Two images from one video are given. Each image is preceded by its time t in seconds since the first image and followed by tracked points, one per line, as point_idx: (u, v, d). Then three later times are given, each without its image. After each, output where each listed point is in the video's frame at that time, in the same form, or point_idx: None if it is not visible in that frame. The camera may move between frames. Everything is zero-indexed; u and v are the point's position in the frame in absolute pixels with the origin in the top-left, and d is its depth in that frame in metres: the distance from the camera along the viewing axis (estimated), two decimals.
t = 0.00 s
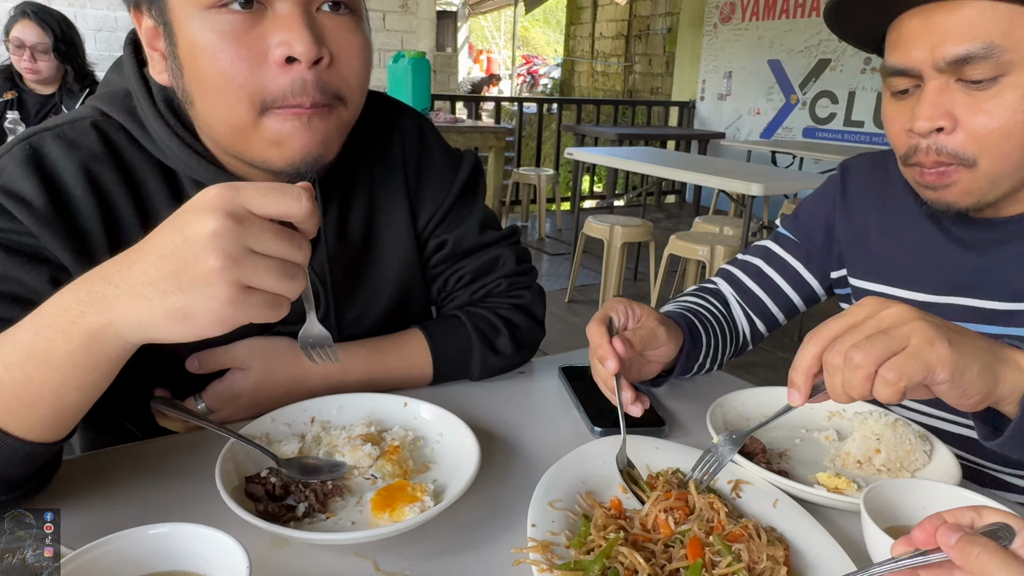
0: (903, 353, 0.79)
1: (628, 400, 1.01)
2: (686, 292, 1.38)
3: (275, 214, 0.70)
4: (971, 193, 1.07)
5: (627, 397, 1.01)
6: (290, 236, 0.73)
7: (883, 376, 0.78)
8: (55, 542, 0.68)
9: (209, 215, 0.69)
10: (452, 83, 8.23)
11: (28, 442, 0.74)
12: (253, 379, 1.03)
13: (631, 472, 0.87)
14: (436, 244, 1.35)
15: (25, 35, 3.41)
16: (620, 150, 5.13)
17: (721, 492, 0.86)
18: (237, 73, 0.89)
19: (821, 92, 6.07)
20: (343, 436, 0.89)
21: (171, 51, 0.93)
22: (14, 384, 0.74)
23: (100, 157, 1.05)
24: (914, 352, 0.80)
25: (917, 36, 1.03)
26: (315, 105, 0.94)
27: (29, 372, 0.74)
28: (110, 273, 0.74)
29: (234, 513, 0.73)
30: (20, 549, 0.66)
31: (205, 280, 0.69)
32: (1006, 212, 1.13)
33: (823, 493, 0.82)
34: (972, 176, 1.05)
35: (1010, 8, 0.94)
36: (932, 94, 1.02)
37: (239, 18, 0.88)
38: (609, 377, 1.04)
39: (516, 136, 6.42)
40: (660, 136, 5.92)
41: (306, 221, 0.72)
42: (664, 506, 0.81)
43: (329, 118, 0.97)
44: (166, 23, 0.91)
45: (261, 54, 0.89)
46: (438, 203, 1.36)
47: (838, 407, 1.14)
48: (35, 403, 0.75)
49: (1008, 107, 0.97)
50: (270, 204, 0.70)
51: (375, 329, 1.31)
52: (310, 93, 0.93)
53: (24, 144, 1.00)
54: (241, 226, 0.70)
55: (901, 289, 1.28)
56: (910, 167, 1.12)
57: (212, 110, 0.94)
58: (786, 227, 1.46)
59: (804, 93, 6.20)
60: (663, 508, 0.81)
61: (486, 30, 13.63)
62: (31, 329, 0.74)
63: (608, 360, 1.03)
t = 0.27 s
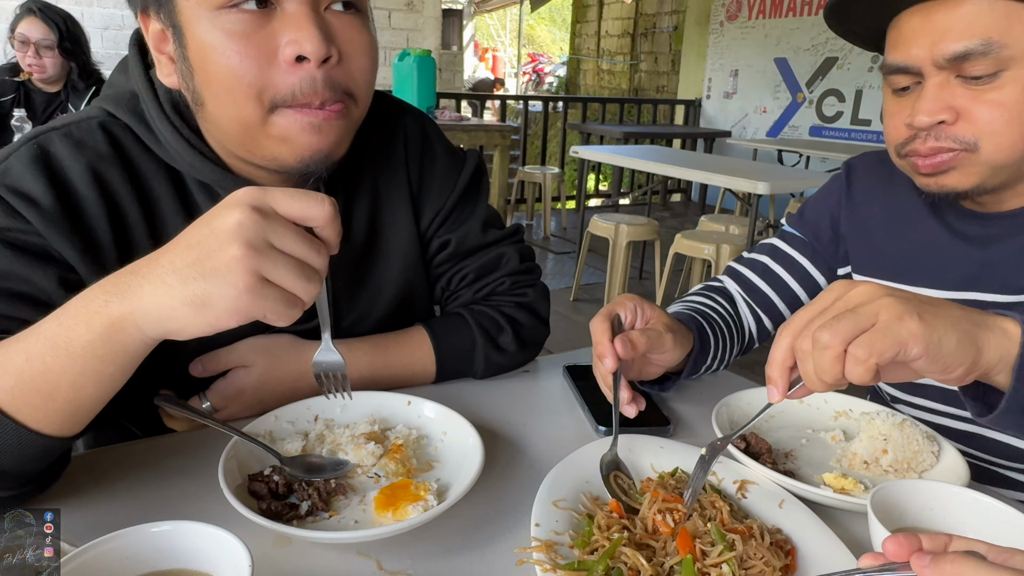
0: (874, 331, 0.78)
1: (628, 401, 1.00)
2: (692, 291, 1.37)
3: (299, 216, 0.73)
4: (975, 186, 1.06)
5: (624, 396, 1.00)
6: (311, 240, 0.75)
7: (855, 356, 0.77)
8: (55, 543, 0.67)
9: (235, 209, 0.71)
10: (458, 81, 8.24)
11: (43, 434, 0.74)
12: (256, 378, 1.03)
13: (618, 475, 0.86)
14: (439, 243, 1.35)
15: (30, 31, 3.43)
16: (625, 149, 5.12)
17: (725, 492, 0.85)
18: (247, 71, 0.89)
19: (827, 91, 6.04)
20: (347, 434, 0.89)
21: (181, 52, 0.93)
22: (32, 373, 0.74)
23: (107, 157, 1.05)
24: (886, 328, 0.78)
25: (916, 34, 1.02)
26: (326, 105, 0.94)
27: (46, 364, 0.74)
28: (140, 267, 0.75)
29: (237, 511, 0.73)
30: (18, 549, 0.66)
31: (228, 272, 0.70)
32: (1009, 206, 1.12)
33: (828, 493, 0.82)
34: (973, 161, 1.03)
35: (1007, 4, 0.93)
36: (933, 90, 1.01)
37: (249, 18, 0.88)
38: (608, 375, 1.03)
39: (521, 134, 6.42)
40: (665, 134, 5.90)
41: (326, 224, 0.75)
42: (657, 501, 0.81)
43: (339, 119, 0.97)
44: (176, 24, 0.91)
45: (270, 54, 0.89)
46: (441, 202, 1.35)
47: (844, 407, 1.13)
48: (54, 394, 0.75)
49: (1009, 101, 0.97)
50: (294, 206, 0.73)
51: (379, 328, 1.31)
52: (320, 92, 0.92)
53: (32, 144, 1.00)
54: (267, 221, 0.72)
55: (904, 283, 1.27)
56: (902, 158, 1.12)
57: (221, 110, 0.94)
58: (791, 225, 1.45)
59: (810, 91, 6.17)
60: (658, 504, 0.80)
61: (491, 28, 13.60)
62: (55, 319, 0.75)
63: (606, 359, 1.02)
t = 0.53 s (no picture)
0: (855, 339, 0.78)
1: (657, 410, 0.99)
2: (702, 290, 1.37)
3: (317, 223, 0.74)
4: (978, 185, 1.06)
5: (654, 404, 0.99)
6: (330, 249, 0.76)
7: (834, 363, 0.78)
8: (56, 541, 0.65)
9: (255, 215, 0.72)
10: (464, 79, 8.25)
11: (60, 436, 0.75)
12: (268, 378, 1.03)
13: (650, 472, 0.87)
14: (450, 243, 1.35)
15: (37, 29, 3.42)
16: (631, 147, 5.11)
17: (736, 491, 0.85)
18: (279, 80, 0.90)
19: (835, 89, 6.01)
20: (358, 432, 0.90)
21: (206, 58, 0.94)
22: (51, 377, 0.75)
23: (127, 157, 1.06)
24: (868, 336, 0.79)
25: (921, 31, 1.02)
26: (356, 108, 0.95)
27: (66, 367, 0.75)
28: (159, 275, 0.76)
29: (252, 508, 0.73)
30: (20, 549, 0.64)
31: (249, 279, 0.71)
32: (1014, 204, 1.12)
33: (839, 492, 0.82)
34: (977, 162, 1.02)
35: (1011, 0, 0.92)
36: (937, 85, 1.01)
37: (276, 23, 0.88)
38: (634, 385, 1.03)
39: (528, 133, 6.42)
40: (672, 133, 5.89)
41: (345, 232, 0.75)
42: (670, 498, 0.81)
43: (366, 121, 0.98)
44: (202, 29, 0.92)
45: (301, 59, 0.89)
46: (452, 202, 1.36)
47: (854, 407, 1.13)
48: (73, 398, 0.76)
49: (1009, 97, 0.96)
50: (314, 213, 0.74)
51: (390, 329, 1.31)
52: (354, 91, 0.93)
53: (53, 144, 1.01)
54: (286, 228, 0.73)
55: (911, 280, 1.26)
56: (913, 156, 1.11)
57: (248, 116, 0.95)
58: (800, 224, 1.44)
59: (818, 90, 6.14)
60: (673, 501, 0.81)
61: (498, 26, 13.59)
62: (77, 323, 0.76)
63: (630, 370, 1.01)
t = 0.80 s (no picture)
0: (873, 271, 0.78)
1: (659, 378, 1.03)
2: (707, 288, 1.36)
3: (318, 222, 0.74)
4: (995, 177, 1.04)
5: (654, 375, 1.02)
6: (332, 249, 0.75)
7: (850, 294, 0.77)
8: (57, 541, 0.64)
9: (254, 215, 0.71)
10: (470, 78, 8.25)
11: (59, 436, 0.75)
12: (272, 376, 1.03)
13: (656, 429, 0.94)
14: (455, 241, 1.35)
15: (43, 27, 3.43)
16: (637, 146, 5.09)
17: (742, 491, 0.85)
18: (294, 68, 0.89)
19: (842, 88, 5.97)
20: (362, 431, 0.89)
21: (221, 47, 0.94)
22: (51, 377, 0.74)
23: (131, 155, 1.05)
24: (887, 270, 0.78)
25: (936, 22, 1.00)
26: (370, 95, 0.94)
27: (64, 365, 0.75)
28: (157, 274, 0.75)
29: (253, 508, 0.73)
30: (18, 549, 0.63)
31: (249, 279, 0.70)
32: None
33: (847, 494, 0.81)
34: (994, 153, 1.00)
35: None
36: (953, 77, 1.00)
37: (294, 10, 0.88)
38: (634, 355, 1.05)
39: (533, 131, 6.41)
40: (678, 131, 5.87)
41: (347, 231, 0.75)
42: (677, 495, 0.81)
43: (381, 111, 0.97)
44: (218, 18, 0.92)
45: (317, 48, 0.90)
46: (458, 200, 1.35)
47: (862, 408, 1.11)
48: (73, 398, 0.76)
49: None
50: (315, 213, 0.73)
51: (393, 327, 1.31)
52: (367, 82, 0.93)
53: (57, 141, 1.01)
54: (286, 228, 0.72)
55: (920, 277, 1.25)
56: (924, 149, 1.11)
57: (261, 106, 0.94)
58: (808, 223, 1.43)
59: (825, 88, 6.11)
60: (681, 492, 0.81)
61: (504, 25, 13.57)
62: (76, 323, 0.76)
63: (629, 339, 1.03)
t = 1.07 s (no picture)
0: (869, 246, 0.77)
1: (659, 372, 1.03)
2: (711, 287, 1.36)
3: (320, 221, 0.74)
4: (1005, 170, 1.04)
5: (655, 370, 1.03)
6: (334, 247, 0.76)
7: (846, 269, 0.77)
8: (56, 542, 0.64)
9: (257, 214, 0.72)
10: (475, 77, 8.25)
11: (63, 434, 0.75)
12: (277, 375, 1.04)
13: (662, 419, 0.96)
14: (460, 240, 1.35)
15: (52, 28, 3.42)
16: (643, 145, 5.08)
17: (746, 491, 0.85)
18: (308, 66, 0.90)
19: (848, 87, 5.95)
20: (366, 430, 0.89)
21: (234, 45, 0.94)
22: (54, 375, 0.75)
23: (136, 154, 1.06)
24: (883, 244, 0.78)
25: (950, 16, 0.99)
26: (387, 91, 0.94)
27: (67, 363, 0.75)
28: (158, 272, 0.76)
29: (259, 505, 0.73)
30: (19, 549, 0.64)
31: (252, 280, 0.71)
32: None
33: (851, 495, 0.80)
34: (1007, 145, 1.00)
35: None
36: (966, 73, 0.99)
37: (308, 10, 0.89)
38: (633, 351, 1.06)
39: (539, 131, 6.40)
40: (683, 130, 5.86)
41: (349, 230, 0.75)
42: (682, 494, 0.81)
43: (397, 104, 0.98)
44: (229, 15, 0.92)
45: (330, 46, 0.90)
46: (463, 199, 1.35)
47: (866, 409, 1.11)
48: (77, 396, 0.76)
49: None
50: (316, 211, 0.74)
51: (398, 326, 1.31)
52: (384, 75, 0.93)
53: (63, 141, 1.01)
54: (286, 227, 0.72)
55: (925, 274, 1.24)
56: (930, 143, 1.11)
57: (277, 102, 0.95)
58: (813, 224, 1.42)
59: (831, 87, 6.08)
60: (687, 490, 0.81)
61: (509, 24, 13.54)
62: (79, 321, 0.76)
63: (627, 337, 1.04)
